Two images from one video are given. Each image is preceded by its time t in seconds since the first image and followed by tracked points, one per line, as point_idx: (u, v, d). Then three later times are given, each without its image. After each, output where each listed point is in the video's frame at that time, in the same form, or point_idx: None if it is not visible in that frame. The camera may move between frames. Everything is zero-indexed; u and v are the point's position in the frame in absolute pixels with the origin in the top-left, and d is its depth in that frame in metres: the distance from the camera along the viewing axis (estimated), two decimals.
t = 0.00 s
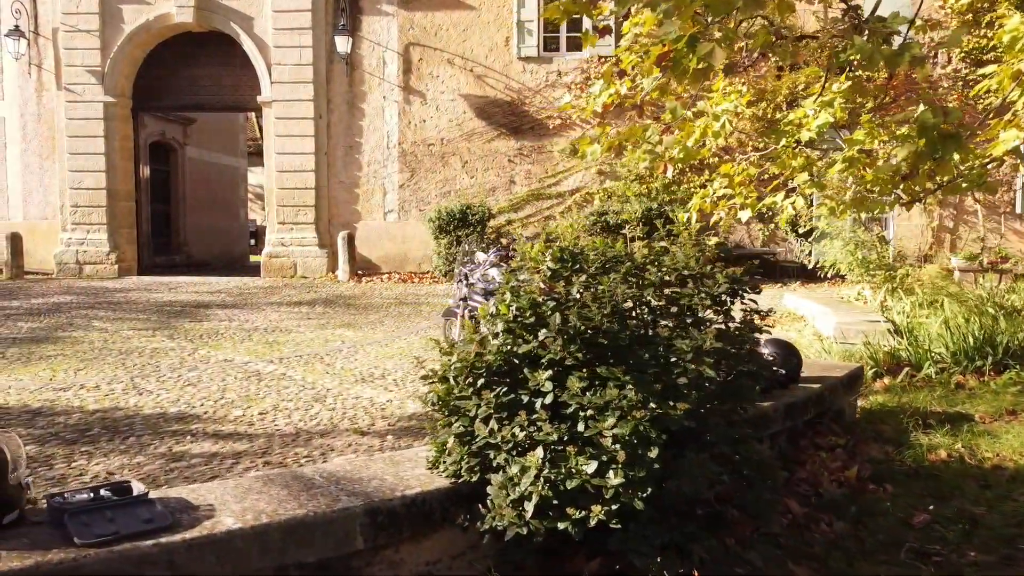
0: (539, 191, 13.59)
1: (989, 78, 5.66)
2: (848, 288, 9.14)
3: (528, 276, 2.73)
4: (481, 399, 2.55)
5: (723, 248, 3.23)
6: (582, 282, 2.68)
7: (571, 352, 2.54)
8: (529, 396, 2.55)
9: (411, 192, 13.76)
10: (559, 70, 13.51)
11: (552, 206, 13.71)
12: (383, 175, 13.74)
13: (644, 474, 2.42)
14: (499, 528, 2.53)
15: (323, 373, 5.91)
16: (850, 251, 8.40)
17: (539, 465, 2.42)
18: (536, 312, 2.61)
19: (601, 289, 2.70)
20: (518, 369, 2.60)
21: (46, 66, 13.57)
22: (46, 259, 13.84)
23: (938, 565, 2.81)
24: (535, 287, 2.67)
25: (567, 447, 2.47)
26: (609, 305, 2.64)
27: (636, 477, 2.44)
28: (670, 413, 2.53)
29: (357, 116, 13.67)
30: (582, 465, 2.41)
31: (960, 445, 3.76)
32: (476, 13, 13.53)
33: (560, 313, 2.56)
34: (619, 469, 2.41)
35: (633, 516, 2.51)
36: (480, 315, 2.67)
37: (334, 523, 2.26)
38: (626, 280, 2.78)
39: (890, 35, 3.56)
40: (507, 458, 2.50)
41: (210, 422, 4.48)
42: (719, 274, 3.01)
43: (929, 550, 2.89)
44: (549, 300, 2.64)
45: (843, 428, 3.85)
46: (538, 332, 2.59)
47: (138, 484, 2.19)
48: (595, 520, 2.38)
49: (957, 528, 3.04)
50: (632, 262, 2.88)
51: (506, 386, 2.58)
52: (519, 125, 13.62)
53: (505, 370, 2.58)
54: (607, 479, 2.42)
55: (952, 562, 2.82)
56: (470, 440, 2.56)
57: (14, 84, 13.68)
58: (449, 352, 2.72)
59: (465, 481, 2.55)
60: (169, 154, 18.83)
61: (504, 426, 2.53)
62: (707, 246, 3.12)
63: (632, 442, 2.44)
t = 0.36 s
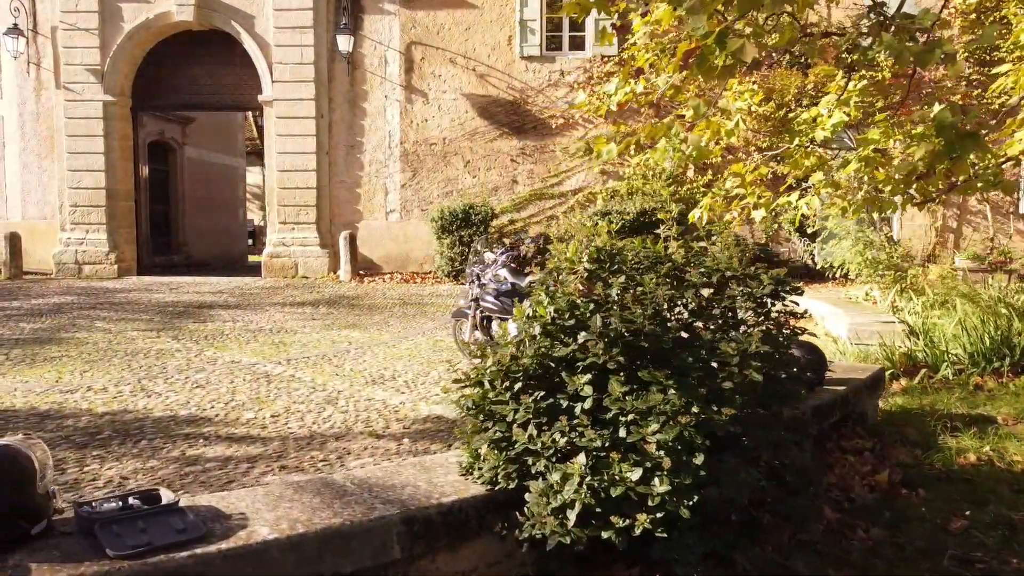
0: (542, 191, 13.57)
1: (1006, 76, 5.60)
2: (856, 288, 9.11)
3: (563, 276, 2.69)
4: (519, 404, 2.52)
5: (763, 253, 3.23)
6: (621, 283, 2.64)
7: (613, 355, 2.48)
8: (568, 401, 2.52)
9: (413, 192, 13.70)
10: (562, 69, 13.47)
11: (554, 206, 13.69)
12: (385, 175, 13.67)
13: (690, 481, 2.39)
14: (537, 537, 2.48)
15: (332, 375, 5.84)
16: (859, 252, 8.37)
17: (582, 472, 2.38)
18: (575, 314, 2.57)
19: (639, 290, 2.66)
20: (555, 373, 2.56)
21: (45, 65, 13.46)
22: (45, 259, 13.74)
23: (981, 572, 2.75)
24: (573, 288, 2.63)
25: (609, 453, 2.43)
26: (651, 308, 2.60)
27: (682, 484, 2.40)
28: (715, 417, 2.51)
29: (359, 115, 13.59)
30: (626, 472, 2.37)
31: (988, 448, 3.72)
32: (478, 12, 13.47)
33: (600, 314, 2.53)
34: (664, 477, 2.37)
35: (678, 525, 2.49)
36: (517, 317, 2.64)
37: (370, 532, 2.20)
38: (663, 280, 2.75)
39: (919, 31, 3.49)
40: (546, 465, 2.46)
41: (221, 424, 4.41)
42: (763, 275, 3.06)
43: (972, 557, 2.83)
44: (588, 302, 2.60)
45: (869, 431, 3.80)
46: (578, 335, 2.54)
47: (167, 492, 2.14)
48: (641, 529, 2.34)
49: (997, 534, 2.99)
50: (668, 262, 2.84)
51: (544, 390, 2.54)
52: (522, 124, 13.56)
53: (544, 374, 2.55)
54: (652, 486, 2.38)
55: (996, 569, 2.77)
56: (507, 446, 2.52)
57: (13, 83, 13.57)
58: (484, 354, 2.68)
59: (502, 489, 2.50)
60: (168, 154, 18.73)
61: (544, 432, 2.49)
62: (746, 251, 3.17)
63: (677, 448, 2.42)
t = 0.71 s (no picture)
0: (546, 191, 13.51)
1: None
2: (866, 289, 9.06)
3: (605, 279, 2.70)
4: (566, 410, 2.54)
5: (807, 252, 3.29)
6: (667, 286, 2.67)
7: (662, 360, 2.53)
8: (615, 406, 2.54)
9: (416, 192, 13.62)
10: (567, 68, 13.40)
11: (558, 207, 13.63)
12: (388, 175, 13.60)
13: (745, 490, 2.43)
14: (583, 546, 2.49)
15: (344, 376, 5.78)
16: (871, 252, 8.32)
17: (633, 480, 2.40)
18: (623, 318, 2.59)
19: (685, 291, 2.71)
20: (600, 376, 2.58)
21: (46, 64, 13.36)
22: (45, 259, 13.65)
23: None
24: (620, 291, 2.64)
25: (660, 461, 2.46)
26: (700, 311, 2.64)
27: (736, 493, 2.43)
28: (771, 424, 2.60)
29: (362, 115, 13.52)
30: (680, 481, 2.40)
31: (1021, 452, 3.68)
32: (482, 11, 13.40)
33: (649, 318, 2.56)
34: (719, 486, 2.39)
35: (732, 534, 2.48)
36: (561, 320, 2.65)
37: (415, 544, 2.17)
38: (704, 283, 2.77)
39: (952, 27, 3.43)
40: (594, 473, 2.48)
41: (237, 428, 4.34)
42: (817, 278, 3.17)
43: (1019, 565, 2.79)
44: (634, 306, 2.62)
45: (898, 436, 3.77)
46: (625, 339, 2.58)
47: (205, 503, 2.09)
48: (696, 539, 2.35)
49: None
50: (708, 267, 2.84)
51: (590, 395, 2.56)
52: (526, 124, 13.50)
53: (591, 379, 2.57)
54: (706, 495, 2.41)
55: None
56: (551, 453, 2.55)
57: (14, 82, 13.48)
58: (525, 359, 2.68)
59: (547, 497, 2.50)
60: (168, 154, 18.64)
61: (591, 439, 2.51)
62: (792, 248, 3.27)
63: (730, 456, 2.46)
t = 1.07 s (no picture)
0: (548, 190, 13.45)
1: None
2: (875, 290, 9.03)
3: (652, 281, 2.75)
4: (615, 416, 2.58)
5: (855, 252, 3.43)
6: (714, 288, 2.71)
7: (714, 366, 2.59)
8: (662, 412, 2.60)
9: (418, 192, 13.55)
10: (569, 68, 13.34)
11: (561, 207, 13.57)
12: (390, 174, 13.54)
13: (800, 498, 2.50)
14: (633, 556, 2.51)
15: (355, 378, 5.71)
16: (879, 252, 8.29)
17: (686, 489, 2.44)
18: (672, 322, 2.67)
19: (732, 295, 2.76)
20: (646, 381, 2.64)
21: (45, 62, 13.26)
22: (44, 259, 13.53)
23: None
24: (666, 294, 2.71)
25: (713, 470, 2.51)
26: (749, 315, 2.70)
27: (790, 502, 2.51)
28: (824, 431, 2.70)
29: (363, 114, 13.45)
30: (734, 489, 2.46)
31: None
32: (484, 10, 13.35)
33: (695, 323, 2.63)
34: (775, 495, 2.47)
35: (789, 543, 2.61)
36: (606, 325, 2.72)
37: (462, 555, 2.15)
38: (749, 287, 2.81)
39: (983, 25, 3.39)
40: (644, 482, 2.49)
41: (252, 431, 4.28)
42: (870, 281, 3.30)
43: None
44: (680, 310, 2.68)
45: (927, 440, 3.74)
46: (673, 344, 2.65)
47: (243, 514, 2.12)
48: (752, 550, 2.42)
49: None
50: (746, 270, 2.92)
51: (637, 401, 2.62)
52: (529, 123, 13.44)
53: (637, 384, 2.63)
54: (761, 504, 2.48)
55: None
56: (596, 460, 2.56)
57: (12, 81, 13.37)
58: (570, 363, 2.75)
59: (592, 505, 2.51)
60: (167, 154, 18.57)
61: (641, 446, 2.54)
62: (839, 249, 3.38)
63: (783, 464, 2.52)
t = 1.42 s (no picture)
0: (550, 191, 13.39)
1: None
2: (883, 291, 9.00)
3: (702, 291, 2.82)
4: (665, 426, 2.62)
5: (904, 259, 3.61)
6: (764, 296, 2.77)
7: (768, 376, 2.60)
8: (712, 421, 2.63)
9: (419, 192, 13.48)
10: (571, 68, 13.30)
11: (562, 207, 13.50)
12: (391, 174, 13.47)
13: (860, 510, 2.51)
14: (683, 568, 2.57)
15: (366, 382, 5.64)
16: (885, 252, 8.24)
17: (741, 501, 2.47)
18: (723, 328, 2.70)
19: (786, 301, 2.82)
20: (694, 392, 2.68)
21: (43, 62, 13.15)
22: (42, 260, 13.42)
23: None
24: (715, 299, 2.79)
25: (769, 481, 2.53)
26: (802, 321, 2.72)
27: (849, 513, 2.52)
28: (882, 441, 2.70)
29: (364, 114, 13.37)
30: (791, 502, 2.47)
31: None
32: (485, 10, 13.29)
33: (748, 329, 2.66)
34: (833, 507, 2.48)
35: (849, 556, 2.61)
36: (651, 332, 2.77)
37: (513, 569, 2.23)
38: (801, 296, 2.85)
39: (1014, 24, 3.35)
40: (694, 493, 2.57)
41: (266, 436, 4.21)
42: (924, 289, 3.47)
43: None
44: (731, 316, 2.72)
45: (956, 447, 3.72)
46: (724, 352, 2.66)
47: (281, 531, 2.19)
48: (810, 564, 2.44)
49: None
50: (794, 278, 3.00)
51: (685, 410, 2.65)
52: (530, 123, 13.38)
53: (685, 393, 2.68)
54: (820, 517, 2.49)
55: None
56: (645, 472, 2.64)
57: (10, 80, 13.26)
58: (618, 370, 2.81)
59: (640, 517, 2.61)
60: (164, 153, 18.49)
61: (692, 456, 2.59)
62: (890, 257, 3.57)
63: (838, 475, 2.54)
